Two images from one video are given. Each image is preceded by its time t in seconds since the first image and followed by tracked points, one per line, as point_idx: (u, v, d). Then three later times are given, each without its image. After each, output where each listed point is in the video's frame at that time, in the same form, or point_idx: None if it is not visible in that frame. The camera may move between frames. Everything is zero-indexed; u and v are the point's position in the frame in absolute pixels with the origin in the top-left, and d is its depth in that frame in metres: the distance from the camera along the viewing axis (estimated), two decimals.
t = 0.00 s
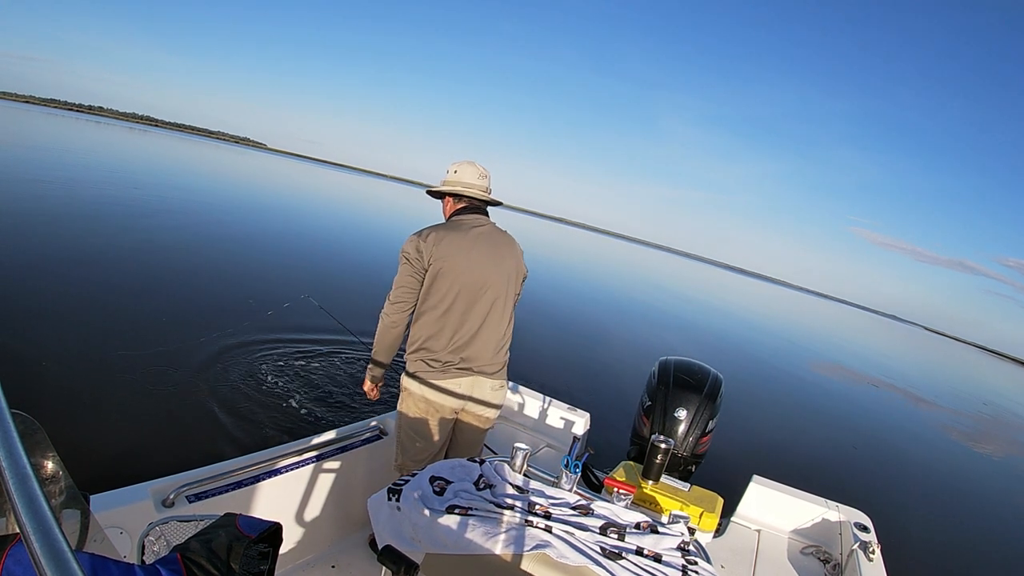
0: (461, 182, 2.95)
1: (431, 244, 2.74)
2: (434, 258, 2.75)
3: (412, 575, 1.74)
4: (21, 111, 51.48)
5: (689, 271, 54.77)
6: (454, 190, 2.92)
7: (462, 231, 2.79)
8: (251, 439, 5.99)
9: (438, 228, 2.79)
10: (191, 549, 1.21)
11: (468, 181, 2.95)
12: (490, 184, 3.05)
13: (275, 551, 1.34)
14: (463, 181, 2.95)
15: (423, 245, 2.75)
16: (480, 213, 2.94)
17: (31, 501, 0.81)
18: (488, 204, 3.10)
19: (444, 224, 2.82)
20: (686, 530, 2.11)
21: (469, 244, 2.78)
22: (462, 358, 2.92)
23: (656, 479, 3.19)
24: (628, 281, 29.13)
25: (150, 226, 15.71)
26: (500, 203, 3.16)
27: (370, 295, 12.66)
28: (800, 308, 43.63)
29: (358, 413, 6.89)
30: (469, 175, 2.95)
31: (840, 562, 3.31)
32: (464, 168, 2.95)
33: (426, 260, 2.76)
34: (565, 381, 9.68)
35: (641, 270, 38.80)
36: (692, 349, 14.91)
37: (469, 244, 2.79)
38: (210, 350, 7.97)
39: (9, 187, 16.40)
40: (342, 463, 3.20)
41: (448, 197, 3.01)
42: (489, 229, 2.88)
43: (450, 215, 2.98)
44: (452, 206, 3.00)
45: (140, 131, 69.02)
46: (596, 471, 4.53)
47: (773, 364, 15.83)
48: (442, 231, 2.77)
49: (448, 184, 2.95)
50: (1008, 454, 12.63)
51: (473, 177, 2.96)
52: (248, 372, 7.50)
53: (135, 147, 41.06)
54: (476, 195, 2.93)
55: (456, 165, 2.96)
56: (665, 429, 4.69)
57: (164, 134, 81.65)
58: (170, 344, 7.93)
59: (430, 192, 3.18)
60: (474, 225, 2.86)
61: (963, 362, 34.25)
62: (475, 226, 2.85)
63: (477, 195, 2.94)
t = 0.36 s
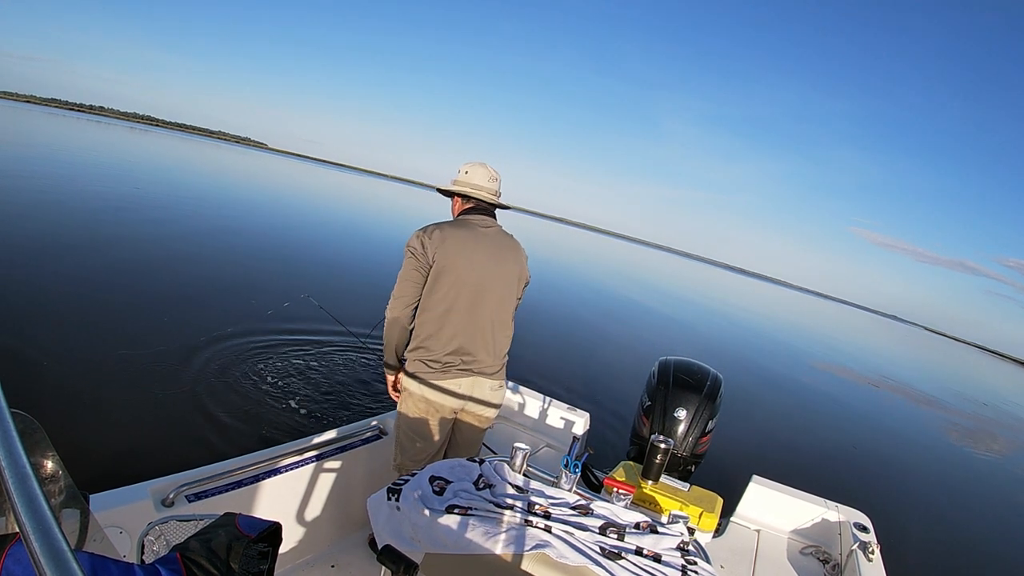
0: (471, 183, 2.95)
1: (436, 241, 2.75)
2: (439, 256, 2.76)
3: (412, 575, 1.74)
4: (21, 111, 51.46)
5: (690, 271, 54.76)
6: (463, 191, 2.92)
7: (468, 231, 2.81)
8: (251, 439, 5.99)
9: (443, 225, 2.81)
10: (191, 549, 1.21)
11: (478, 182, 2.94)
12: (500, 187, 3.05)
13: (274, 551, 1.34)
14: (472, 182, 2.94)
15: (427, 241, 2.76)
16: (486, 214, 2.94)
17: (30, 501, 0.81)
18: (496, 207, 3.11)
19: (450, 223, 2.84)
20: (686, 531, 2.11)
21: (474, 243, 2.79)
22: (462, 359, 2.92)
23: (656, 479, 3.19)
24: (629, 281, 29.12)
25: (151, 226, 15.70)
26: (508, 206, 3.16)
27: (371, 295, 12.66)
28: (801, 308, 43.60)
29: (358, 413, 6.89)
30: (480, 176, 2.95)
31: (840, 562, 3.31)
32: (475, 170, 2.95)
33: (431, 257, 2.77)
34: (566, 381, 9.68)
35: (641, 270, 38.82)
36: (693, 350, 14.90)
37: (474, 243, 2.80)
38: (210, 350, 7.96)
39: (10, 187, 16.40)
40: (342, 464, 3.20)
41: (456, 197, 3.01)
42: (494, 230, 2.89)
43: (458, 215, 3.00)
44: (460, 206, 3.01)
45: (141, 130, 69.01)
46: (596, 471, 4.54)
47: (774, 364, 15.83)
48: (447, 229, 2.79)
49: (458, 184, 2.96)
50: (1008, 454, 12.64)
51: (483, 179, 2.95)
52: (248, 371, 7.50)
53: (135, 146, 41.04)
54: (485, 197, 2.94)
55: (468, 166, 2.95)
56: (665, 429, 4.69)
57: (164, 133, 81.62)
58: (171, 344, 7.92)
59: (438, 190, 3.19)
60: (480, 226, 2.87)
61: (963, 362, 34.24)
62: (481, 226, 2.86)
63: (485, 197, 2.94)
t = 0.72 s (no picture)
0: (475, 183, 2.94)
1: (440, 240, 2.75)
2: (442, 255, 2.76)
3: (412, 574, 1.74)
4: (21, 111, 51.42)
5: (690, 271, 54.76)
6: (467, 190, 2.92)
7: (472, 230, 2.81)
8: (251, 439, 5.99)
9: (446, 223, 2.82)
10: (191, 549, 1.21)
11: (482, 183, 2.95)
12: (503, 187, 3.05)
13: (273, 551, 1.35)
14: (476, 182, 2.94)
15: (430, 239, 2.76)
16: (490, 215, 2.94)
17: (30, 500, 0.81)
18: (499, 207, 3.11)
19: (454, 222, 2.84)
20: (686, 531, 2.11)
21: (478, 243, 2.80)
22: (462, 359, 2.92)
23: (656, 480, 3.19)
24: (629, 281, 29.12)
25: (151, 226, 15.70)
26: (510, 206, 3.17)
27: (371, 295, 12.66)
28: (801, 308, 43.60)
29: (358, 413, 6.89)
30: (483, 177, 2.95)
31: (840, 562, 3.31)
32: (479, 170, 2.95)
33: (434, 255, 2.77)
34: (566, 381, 9.68)
35: (641, 271, 38.84)
36: (693, 350, 14.90)
37: (478, 243, 2.80)
38: (210, 350, 7.96)
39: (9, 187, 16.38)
40: (342, 464, 3.20)
41: (459, 196, 3.01)
42: (497, 231, 2.89)
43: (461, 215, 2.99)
44: (463, 206, 3.01)
45: (141, 130, 68.97)
46: (596, 471, 4.53)
47: (774, 364, 15.83)
48: (451, 228, 2.79)
49: (462, 184, 2.95)
50: (1008, 454, 12.65)
51: (487, 179, 2.95)
52: (248, 371, 7.49)
53: (135, 146, 41.02)
54: (489, 197, 2.93)
55: (472, 165, 2.95)
56: (665, 429, 4.69)
57: (164, 133, 81.60)
58: (171, 344, 7.92)
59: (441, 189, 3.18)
60: (483, 225, 2.87)
61: (964, 361, 34.25)
62: (484, 226, 2.86)
63: (489, 197, 2.94)
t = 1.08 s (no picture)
0: (476, 182, 2.95)
1: (445, 243, 2.74)
2: (448, 258, 2.74)
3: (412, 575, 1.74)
4: (21, 111, 51.37)
5: (690, 271, 54.76)
6: (468, 189, 2.92)
7: (476, 232, 2.80)
8: (250, 438, 5.99)
9: (449, 225, 2.80)
10: (191, 550, 1.21)
11: (482, 181, 2.95)
12: (504, 186, 3.05)
13: (274, 551, 1.35)
14: (477, 180, 2.95)
15: (435, 241, 2.74)
16: (491, 215, 2.94)
17: (30, 501, 0.81)
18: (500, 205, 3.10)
19: (457, 223, 2.82)
20: (686, 531, 2.11)
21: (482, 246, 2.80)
22: (465, 361, 2.93)
23: (656, 479, 3.19)
24: (629, 281, 29.12)
25: (151, 226, 15.69)
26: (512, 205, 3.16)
27: (371, 296, 12.66)
28: (802, 309, 43.55)
29: (357, 414, 6.89)
30: (483, 175, 2.95)
31: (840, 562, 3.31)
32: (479, 168, 2.95)
33: (438, 258, 2.75)
34: (566, 382, 9.68)
35: (642, 271, 38.84)
36: (693, 350, 14.91)
37: (482, 246, 2.80)
38: (209, 350, 7.95)
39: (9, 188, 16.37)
40: (343, 464, 3.20)
41: (460, 196, 3.01)
42: (499, 232, 2.89)
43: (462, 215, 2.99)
44: (464, 205, 3.00)
45: (140, 131, 68.95)
46: (596, 471, 4.54)
47: (774, 365, 15.83)
48: (455, 230, 2.77)
49: (462, 183, 2.96)
50: (1009, 454, 12.64)
51: (488, 178, 2.95)
52: (247, 371, 7.48)
53: (134, 147, 40.96)
54: (489, 195, 2.93)
55: (471, 164, 2.96)
56: (665, 429, 4.69)
57: (164, 134, 81.51)
58: (170, 344, 7.92)
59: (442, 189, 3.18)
60: (486, 227, 2.87)
61: (964, 362, 34.24)
62: (487, 228, 2.86)
63: (489, 195, 2.94)
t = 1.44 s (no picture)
0: (477, 180, 2.95)
1: (448, 248, 2.72)
2: (451, 263, 2.73)
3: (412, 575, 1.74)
4: (20, 112, 51.32)
5: (690, 271, 54.75)
6: (470, 188, 2.92)
7: (480, 235, 2.79)
8: (250, 439, 5.98)
9: (453, 230, 2.77)
10: (191, 550, 1.21)
11: (484, 180, 2.94)
12: (506, 184, 3.05)
13: (274, 551, 1.34)
14: (478, 179, 2.94)
15: (438, 247, 2.72)
16: (493, 216, 2.93)
17: (30, 501, 0.81)
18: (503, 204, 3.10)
19: (460, 227, 2.80)
20: (686, 531, 2.11)
21: (485, 250, 2.79)
22: (468, 364, 2.94)
23: (656, 479, 3.19)
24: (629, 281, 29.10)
25: (151, 226, 15.68)
26: (515, 203, 3.16)
27: (371, 296, 12.67)
28: (802, 308, 43.51)
29: (357, 414, 6.89)
30: (485, 173, 2.94)
31: (840, 562, 3.31)
32: (480, 167, 2.95)
33: (442, 263, 2.73)
34: (566, 382, 9.68)
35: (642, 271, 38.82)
36: (693, 350, 14.92)
37: (485, 250, 2.79)
38: (208, 350, 7.93)
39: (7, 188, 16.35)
40: (343, 464, 3.20)
41: (463, 195, 3.01)
42: (501, 235, 2.88)
43: (464, 214, 2.99)
44: (467, 204, 3.00)
45: (139, 131, 68.93)
46: (596, 471, 4.54)
47: (774, 365, 15.84)
48: (458, 235, 2.75)
49: (464, 182, 2.96)
50: (1009, 454, 12.64)
51: (489, 176, 2.95)
52: (246, 371, 7.47)
53: (134, 147, 40.91)
54: (491, 194, 2.93)
55: (473, 163, 2.95)
56: (665, 429, 4.69)
57: (163, 134, 81.43)
58: (170, 344, 7.91)
59: (444, 190, 3.19)
60: (489, 230, 2.85)
61: (964, 362, 34.22)
62: (490, 231, 2.84)
63: (492, 194, 2.93)
